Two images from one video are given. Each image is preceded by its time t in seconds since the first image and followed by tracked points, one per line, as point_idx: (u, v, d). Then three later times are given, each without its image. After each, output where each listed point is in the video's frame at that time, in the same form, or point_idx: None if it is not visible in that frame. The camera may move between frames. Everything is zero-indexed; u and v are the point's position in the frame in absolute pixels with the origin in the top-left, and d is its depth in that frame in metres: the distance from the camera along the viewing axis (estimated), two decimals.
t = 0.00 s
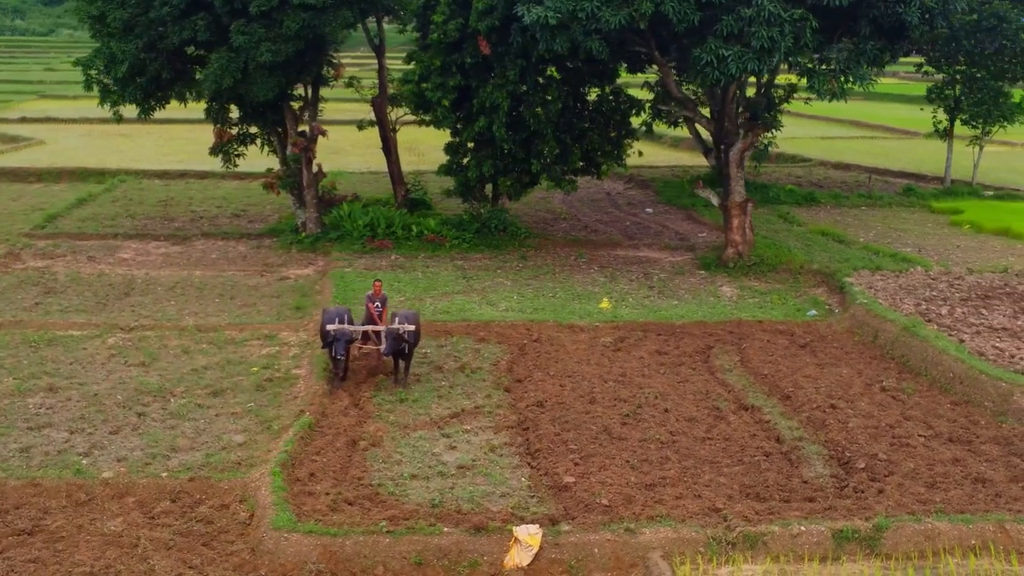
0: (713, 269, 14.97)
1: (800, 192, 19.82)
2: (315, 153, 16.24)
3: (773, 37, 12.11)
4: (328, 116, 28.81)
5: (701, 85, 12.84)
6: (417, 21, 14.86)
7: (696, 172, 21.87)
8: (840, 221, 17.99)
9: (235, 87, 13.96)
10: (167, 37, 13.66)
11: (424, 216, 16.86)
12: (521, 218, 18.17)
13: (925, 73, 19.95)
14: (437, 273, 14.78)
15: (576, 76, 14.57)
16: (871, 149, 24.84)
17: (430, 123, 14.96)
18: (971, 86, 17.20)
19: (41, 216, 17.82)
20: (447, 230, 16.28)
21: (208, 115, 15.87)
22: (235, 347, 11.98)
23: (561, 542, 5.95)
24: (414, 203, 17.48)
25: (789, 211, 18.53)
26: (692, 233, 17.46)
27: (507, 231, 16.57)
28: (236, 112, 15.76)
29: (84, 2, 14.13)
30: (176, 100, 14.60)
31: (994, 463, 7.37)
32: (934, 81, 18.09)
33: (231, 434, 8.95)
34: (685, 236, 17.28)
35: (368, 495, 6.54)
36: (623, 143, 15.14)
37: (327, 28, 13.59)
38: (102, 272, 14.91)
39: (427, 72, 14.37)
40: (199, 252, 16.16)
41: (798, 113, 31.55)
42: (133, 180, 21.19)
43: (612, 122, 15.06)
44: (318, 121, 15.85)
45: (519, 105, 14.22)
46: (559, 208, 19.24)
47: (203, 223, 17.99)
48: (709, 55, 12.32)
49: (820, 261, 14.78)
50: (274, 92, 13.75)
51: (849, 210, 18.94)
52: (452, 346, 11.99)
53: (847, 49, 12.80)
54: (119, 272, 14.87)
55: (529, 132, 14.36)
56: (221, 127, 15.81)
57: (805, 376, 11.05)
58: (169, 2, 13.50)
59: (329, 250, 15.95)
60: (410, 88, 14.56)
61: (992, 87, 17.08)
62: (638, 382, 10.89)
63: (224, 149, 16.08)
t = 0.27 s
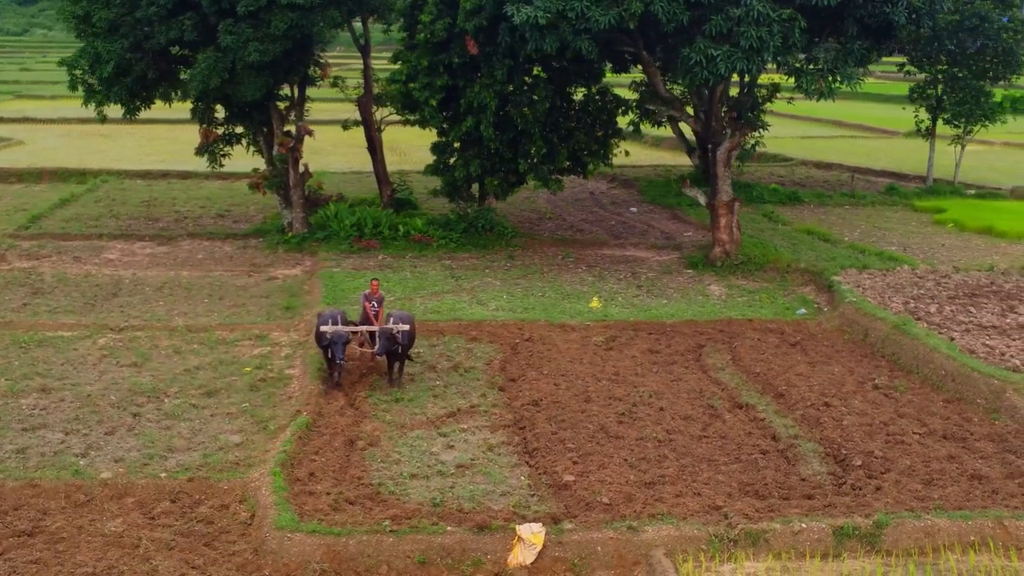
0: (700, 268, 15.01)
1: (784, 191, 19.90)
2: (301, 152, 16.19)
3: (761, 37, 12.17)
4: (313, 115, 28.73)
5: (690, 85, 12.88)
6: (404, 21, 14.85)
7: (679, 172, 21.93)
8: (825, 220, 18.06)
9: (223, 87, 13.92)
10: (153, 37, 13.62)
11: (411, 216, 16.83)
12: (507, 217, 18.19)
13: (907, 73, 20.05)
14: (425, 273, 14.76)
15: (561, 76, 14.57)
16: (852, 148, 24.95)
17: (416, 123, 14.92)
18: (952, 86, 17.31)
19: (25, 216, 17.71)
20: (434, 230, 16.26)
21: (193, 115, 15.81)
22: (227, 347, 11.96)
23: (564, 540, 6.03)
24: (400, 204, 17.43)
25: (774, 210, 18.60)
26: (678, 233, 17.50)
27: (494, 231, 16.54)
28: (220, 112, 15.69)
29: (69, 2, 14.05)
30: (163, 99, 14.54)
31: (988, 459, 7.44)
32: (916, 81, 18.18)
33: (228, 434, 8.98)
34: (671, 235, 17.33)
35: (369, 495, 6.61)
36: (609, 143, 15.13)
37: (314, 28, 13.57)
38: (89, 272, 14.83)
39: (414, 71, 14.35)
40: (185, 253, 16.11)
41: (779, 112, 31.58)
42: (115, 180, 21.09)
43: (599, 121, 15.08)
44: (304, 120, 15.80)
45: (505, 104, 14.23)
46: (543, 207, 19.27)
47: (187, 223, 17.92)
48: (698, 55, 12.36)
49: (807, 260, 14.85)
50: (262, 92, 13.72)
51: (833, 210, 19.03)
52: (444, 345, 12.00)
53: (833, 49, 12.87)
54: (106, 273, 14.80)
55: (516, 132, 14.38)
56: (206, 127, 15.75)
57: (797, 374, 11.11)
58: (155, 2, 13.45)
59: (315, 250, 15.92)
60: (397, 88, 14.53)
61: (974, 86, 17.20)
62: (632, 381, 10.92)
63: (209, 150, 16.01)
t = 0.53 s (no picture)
0: (690, 267, 15.03)
1: (770, 190, 19.96)
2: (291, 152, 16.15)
3: (753, 37, 12.21)
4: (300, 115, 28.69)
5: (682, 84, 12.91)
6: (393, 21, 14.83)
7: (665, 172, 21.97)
8: (813, 219, 18.12)
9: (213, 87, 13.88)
10: (142, 37, 13.57)
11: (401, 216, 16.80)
12: (497, 217, 18.20)
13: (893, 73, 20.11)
14: (417, 272, 14.76)
15: (550, 75, 14.55)
16: (835, 147, 25.04)
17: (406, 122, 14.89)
18: (937, 85, 17.38)
19: (12, 217, 17.63)
20: (423, 230, 16.25)
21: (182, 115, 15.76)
22: (221, 347, 11.94)
23: (570, 539, 6.06)
24: (389, 204, 17.40)
25: (761, 210, 18.66)
26: (666, 233, 17.53)
27: (484, 231, 16.54)
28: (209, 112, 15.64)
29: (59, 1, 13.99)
30: (154, 99, 14.49)
31: (986, 456, 7.49)
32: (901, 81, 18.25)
33: (227, 435, 8.98)
34: (660, 234, 17.37)
35: (375, 495, 6.62)
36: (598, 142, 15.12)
37: (305, 28, 13.56)
38: (79, 273, 14.78)
39: (404, 71, 14.33)
40: (173, 253, 16.06)
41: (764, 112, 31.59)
42: (100, 181, 21.01)
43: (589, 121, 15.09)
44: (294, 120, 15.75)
45: (495, 104, 14.23)
46: (531, 207, 19.29)
47: (175, 224, 17.86)
48: (690, 55, 12.38)
49: (797, 259, 14.90)
50: (253, 92, 13.68)
51: (819, 209, 19.10)
52: (440, 345, 12.00)
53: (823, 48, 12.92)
54: (96, 274, 14.75)
55: (506, 131, 14.39)
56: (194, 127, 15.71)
57: (793, 373, 11.15)
58: (145, 2, 13.41)
59: (305, 250, 15.89)
60: (387, 88, 14.50)
61: (958, 86, 17.29)
62: (628, 380, 10.94)
63: (198, 150, 15.98)
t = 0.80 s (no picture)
0: (690, 267, 15.05)
1: (766, 189, 19.97)
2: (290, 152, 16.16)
3: (754, 36, 12.22)
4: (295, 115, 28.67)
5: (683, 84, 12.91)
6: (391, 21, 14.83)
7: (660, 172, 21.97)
8: (809, 218, 18.13)
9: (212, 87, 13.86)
10: (141, 37, 13.56)
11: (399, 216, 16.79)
12: (494, 216, 18.20)
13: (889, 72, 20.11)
14: (417, 272, 14.75)
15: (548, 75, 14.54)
16: (827, 147, 25.10)
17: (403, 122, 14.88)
18: (932, 83, 17.39)
19: (9, 217, 17.62)
20: (422, 229, 16.24)
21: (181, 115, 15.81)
22: (225, 347, 11.94)
23: (586, 537, 6.07)
24: (387, 204, 17.37)
25: (757, 209, 18.68)
26: (664, 233, 17.53)
27: (482, 231, 16.54)
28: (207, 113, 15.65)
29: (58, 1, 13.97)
30: (154, 100, 14.49)
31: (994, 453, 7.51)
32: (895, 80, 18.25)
33: (236, 434, 9.00)
34: (657, 234, 17.37)
35: (389, 494, 6.63)
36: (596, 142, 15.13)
37: (304, 28, 13.55)
38: (78, 274, 14.77)
39: (402, 71, 14.33)
40: (171, 253, 16.05)
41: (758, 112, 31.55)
42: (94, 181, 20.99)
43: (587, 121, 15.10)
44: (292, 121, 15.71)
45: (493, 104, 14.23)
46: (526, 206, 19.30)
47: (172, 224, 17.85)
48: (691, 55, 12.39)
49: (797, 258, 14.91)
50: (252, 92, 13.66)
51: (816, 208, 19.12)
52: (444, 345, 12.00)
53: (823, 48, 12.92)
54: (96, 274, 14.74)
55: (505, 131, 14.38)
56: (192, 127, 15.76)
57: (798, 371, 11.17)
58: (144, 2, 13.41)
59: (303, 250, 15.88)
60: (386, 88, 14.49)
61: (953, 85, 17.31)
62: (633, 379, 10.95)
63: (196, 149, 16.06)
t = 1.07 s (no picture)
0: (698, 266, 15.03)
1: (771, 188, 19.93)
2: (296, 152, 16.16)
3: (763, 36, 12.19)
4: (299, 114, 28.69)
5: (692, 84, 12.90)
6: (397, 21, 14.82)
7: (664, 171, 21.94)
8: (815, 217, 18.10)
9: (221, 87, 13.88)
10: (149, 37, 13.58)
11: (406, 216, 16.79)
12: (500, 216, 18.21)
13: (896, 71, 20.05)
14: (425, 272, 14.76)
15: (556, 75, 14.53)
16: (829, 147, 25.02)
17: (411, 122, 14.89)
18: (937, 82, 17.34)
19: (15, 217, 17.66)
20: (429, 229, 16.25)
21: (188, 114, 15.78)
22: (237, 347, 11.95)
23: (608, 536, 6.08)
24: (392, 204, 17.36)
25: (762, 208, 18.65)
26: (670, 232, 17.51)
27: (489, 230, 16.55)
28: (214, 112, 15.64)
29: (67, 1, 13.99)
30: (163, 100, 14.50)
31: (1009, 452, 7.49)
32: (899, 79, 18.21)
33: (252, 434, 9.02)
34: (664, 233, 17.36)
35: (409, 493, 6.65)
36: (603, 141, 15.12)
37: (313, 28, 13.56)
38: (88, 273, 14.80)
39: (409, 71, 14.32)
40: (176, 253, 16.07)
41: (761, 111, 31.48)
42: (97, 181, 21.01)
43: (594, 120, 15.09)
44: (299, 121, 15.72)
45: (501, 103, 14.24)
46: (530, 206, 19.29)
47: (177, 224, 17.88)
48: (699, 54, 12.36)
49: (805, 257, 14.88)
50: (262, 92, 13.66)
51: (822, 207, 19.09)
52: (456, 344, 11.99)
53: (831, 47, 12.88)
54: (106, 274, 14.77)
55: (512, 131, 14.38)
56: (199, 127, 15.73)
57: (810, 370, 11.15)
58: (153, 2, 13.43)
59: (311, 250, 15.89)
60: (395, 87, 14.50)
61: (957, 85, 17.28)
62: (645, 378, 10.94)
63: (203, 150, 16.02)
